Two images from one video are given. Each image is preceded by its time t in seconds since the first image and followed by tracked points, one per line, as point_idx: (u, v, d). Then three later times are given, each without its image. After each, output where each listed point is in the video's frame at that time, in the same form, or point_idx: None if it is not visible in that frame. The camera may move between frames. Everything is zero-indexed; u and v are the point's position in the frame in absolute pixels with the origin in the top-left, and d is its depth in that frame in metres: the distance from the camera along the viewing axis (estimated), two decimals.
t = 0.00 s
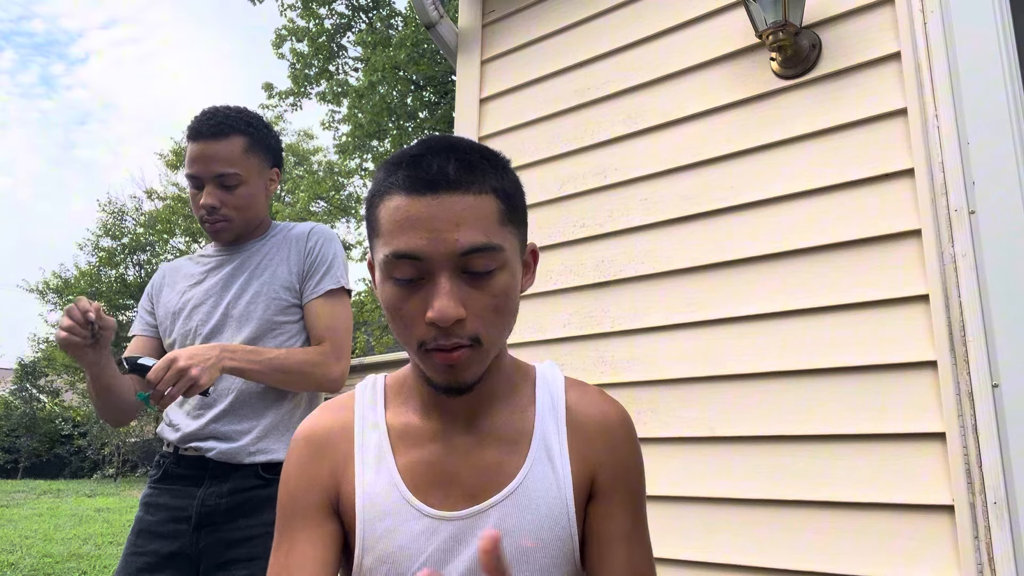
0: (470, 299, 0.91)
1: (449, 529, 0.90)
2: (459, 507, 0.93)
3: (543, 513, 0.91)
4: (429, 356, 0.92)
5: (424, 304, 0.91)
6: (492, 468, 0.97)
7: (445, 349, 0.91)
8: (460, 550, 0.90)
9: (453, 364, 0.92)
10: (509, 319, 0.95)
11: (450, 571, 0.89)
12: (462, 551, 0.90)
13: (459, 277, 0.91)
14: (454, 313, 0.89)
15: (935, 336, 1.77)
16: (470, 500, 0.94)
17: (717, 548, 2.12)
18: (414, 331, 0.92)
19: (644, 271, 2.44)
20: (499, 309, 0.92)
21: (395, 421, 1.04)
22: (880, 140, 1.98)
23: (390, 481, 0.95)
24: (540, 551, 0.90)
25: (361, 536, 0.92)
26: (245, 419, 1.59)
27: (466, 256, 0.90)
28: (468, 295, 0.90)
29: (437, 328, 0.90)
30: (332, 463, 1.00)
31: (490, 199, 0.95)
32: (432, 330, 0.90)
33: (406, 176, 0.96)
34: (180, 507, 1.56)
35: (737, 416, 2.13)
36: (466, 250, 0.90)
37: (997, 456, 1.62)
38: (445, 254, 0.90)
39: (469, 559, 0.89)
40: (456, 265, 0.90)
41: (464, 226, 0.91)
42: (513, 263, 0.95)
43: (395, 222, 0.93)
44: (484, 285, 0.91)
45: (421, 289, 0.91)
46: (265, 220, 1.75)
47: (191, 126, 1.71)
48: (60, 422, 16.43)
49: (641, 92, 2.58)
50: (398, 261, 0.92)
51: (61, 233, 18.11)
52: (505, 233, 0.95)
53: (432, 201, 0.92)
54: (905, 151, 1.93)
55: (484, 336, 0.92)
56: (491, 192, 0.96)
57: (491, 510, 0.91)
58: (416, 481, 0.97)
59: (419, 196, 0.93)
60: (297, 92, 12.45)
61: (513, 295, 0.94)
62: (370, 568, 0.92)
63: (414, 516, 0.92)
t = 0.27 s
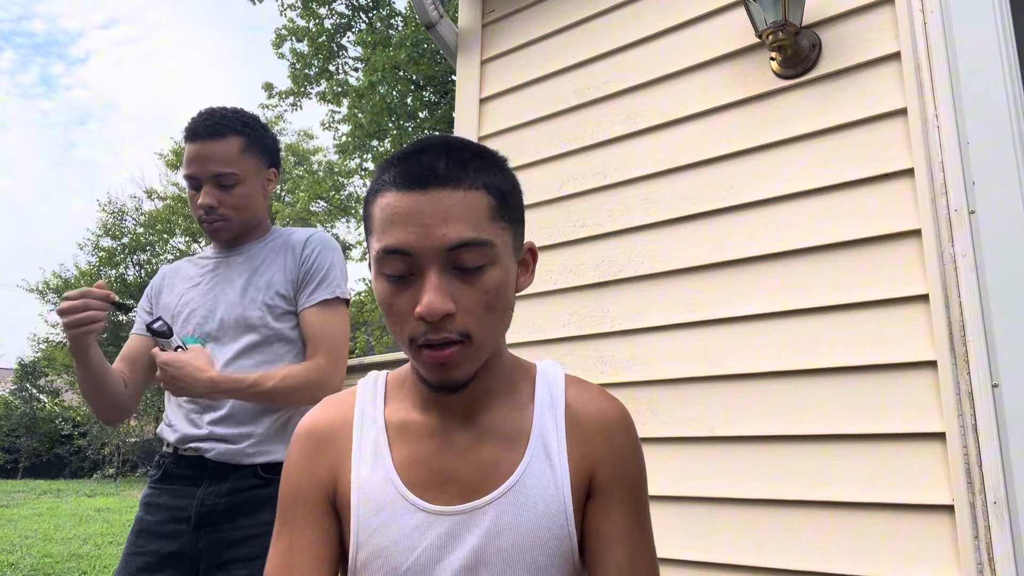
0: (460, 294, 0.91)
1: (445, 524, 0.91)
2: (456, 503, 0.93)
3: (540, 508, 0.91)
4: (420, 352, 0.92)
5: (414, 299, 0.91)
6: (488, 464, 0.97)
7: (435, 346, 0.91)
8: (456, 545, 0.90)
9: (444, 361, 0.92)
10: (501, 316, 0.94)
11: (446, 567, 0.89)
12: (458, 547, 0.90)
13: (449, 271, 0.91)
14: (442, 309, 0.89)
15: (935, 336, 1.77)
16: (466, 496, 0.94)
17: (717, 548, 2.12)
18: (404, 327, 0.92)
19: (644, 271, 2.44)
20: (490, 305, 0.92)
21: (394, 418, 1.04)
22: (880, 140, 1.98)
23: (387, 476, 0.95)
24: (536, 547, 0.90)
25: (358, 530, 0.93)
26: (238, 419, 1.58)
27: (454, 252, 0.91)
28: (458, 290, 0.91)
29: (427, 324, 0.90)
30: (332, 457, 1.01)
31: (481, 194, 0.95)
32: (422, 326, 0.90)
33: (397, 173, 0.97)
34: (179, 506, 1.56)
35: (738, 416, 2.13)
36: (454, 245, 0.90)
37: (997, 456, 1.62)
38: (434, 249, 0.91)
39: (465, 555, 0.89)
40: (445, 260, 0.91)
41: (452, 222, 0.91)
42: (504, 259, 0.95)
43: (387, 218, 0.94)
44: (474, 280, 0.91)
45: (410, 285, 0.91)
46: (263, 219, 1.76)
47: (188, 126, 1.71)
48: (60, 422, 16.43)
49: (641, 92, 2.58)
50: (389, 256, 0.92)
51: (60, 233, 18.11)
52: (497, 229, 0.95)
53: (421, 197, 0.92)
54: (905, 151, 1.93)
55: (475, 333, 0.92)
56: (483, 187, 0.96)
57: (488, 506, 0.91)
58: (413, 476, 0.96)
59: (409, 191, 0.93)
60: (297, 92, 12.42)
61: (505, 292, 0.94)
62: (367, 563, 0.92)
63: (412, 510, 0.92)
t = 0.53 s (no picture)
0: (469, 278, 0.91)
1: (449, 520, 0.90)
2: (460, 500, 0.92)
3: (546, 505, 0.91)
4: (426, 337, 0.91)
5: (423, 283, 0.91)
6: (492, 461, 0.97)
7: (441, 331, 0.91)
8: (460, 541, 0.89)
9: (449, 347, 0.91)
10: (509, 304, 0.94)
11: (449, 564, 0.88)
12: (462, 543, 0.89)
13: (459, 255, 0.91)
14: (450, 291, 0.89)
15: (935, 336, 1.77)
16: (470, 493, 0.93)
17: (716, 548, 2.12)
18: (411, 311, 0.92)
19: (644, 271, 2.44)
20: (498, 292, 0.92)
21: (397, 414, 1.04)
22: (880, 140, 1.98)
23: (389, 473, 0.95)
24: (542, 544, 0.90)
25: (359, 526, 0.92)
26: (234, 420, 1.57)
27: (465, 236, 0.91)
28: (467, 274, 0.91)
29: (435, 307, 0.90)
30: (327, 455, 1.00)
31: (493, 183, 0.96)
32: (429, 309, 0.90)
33: (410, 159, 0.98)
34: (176, 505, 1.56)
35: (737, 416, 2.13)
36: (465, 229, 0.91)
37: (997, 456, 1.62)
38: (446, 231, 0.91)
39: (470, 551, 0.88)
40: (456, 243, 0.92)
41: (464, 206, 0.92)
42: (514, 247, 0.95)
43: (399, 202, 0.95)
44: (484, 264, 0.92)
45: (419, 268, 0.92)
46: (257, 217, 1.75)
47: (179, 129, 1.72)
48: (60, 422, 16.44)
49: (641, 91, 2.58)
50: (400, 239, 0.93)
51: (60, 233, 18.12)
52: (508, 218, 0.96)
53: (434, 180, 0.94)
54: (905, 151, 1.93)
55: (482, 319, 0.91)
56: (495, 177, 0.97)
57: (494, 503, 0.91)
58: (416, 473, 0.96)
59: (422, 175, 0.95)
60: (297, 92, 12.41)
61: (513, 280, 0.94)
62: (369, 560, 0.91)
63: (415, 506, 0.92)
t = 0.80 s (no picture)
0: (476, 245, 0.94)
1: (445, 518, 0.90)
2: (456, 497, 0.92)
3: (545, 504, 0.91)
4: (430, 303, 0.92)
5: (430, 249, 0.94)
6: (487, 459, 0.96)
7: (446, 295, 0.92)
8: (456, 540, 0.89)
9: (454, 312, 0.92)
10: (514, 280, 0.96)
11: (446, 563, 0.88)
12: (459, 542, 0.89)
13: (466, 223, 0.95)
14: (457, 252, 0.92)
15: (935, 336, 1.77)
16: (468, 491, 0.93)
17: (717, 548, 2.12)
18: (417, 277, 0.94)
19: (644, 271, 2.44)
20: (504, 262, 0.94)
21: (395, 412, 1.03)
22: (880, 140, 1.98)
23: (387, 471, 0.95)
24: (541, 543, 0.89)
25: (353, 525, 0.93)
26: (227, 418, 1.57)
27: (473, 204, 0.96)
28: (473, 240, 0.94)
29: (442, 268, 0.92)
30: (319, 453, 1.01)
31: (500, 165, 1.02)
32: (435, 272, 0.92)
33: (422, 142, 1.05)
34: (173, 505, 1.56)
35: (738, 416, 2.13)
36: (473, 197, 0.96)
37: (997, 456, 1.62)
38: (454, 199, 0.96)
39: (467, 549, 0.88)
40: (464, 212, 0.96)
41: (472, 178, 0.98)
42: (519, 226, 0.99)
43: (410, 177, 1.00)
44: (490, 234, 0.95)
45: (428, 235, 0.95)
46: (253, 216, 1.75)
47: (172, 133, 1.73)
48: (60, 422, 16.44)
49: (640, 92, 2.58)
50: (409, 208, 0.97)
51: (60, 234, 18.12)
52: (514, 198, 1.01)
53: (444, 157, 1.00)
54: (905, 151, 1.93)
55: (487, 286, 0.93)
56: (502, 161, 1.03)
57: (492, 501, 0.90)
58: (413, 470, 0.96)
59: (434, 152, 1.01)
60: (298, 92, 12.42)
61: (518, 255, 0.97)
62: (363, 557, 0.91)
63: (410, 504, 0.91)
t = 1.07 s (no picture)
0: (511, 233, 1.02)
1: (470, 498, 0.92)
2: (480, 480, 0.93)
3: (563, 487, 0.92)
4: (466, 282, 0.99)
5: (469, 234, 1.02)
6: (508, 442, 0.97)
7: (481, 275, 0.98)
8: (475, 520, 0.91)
9: (487, 290, 0.98)
10: (543, 270, 1.02)
11: (464, 542, 0.90)
12: (477, 522, 0.91)
13: (503, 215, 1.04)
14: (496, 236, 0.99)
15: (935, 336, 1.77)
16: (489, 472, 0.94)
17: (717, 548, 2.13)
18: (454, 259, 1.00)
19: (644, 271, 2.44)
20: (536, 251, 1.01)
21: (424, 394, 1.04)
22: (880, 141, 1.98)
23: (416, 450, 0.96)
24: (557, 526, 0.91)
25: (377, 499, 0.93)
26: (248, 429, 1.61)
27: (509, 198, 1.05)
28: (509, 229, 1.02)
29: (479, 249, 0.99)
30: (358, 422, 1.01)
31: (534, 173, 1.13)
32: (472, 253, 0.99)
33: (463, 152, 1.15)
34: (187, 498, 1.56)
35: (737, 416, 2.13)
36: (509, 192, 1.05)
37: (997, 456, 1.62)
38: (493, 193, 1.05)
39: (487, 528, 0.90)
40: (500, 205, 1.04)
41: (509, 176, 1.07)
42: (550, 225, 1.07)
43: (451, 176, 1.10)
44: (524, 226, 1.03)
45: (467, 223, 1.03)
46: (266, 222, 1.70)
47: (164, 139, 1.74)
48: (60, 422, 16.45)
49: (640, 92, 2.58)
50: (450, 200, 1.06)
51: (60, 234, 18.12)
52: (546, 202, 1.10)
53: (486, 160, 1.10)
54: (904, 152, 1.93)
55: (520, 270, 0.99)
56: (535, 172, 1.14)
57: (512, 482, 0.92)
58: (439, 448, 0.96)
59: (474, 157, 1.11)
60: (297, 92, 12.44)
61: (549, 248, 1.04)
62: (382, 533, 0.92)
63: (437, 483, 0.93)
